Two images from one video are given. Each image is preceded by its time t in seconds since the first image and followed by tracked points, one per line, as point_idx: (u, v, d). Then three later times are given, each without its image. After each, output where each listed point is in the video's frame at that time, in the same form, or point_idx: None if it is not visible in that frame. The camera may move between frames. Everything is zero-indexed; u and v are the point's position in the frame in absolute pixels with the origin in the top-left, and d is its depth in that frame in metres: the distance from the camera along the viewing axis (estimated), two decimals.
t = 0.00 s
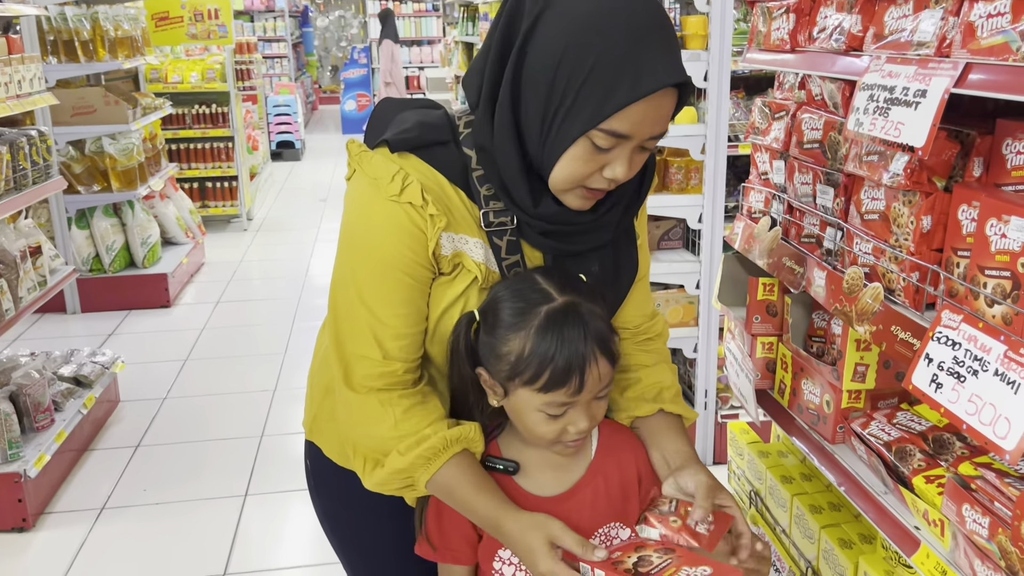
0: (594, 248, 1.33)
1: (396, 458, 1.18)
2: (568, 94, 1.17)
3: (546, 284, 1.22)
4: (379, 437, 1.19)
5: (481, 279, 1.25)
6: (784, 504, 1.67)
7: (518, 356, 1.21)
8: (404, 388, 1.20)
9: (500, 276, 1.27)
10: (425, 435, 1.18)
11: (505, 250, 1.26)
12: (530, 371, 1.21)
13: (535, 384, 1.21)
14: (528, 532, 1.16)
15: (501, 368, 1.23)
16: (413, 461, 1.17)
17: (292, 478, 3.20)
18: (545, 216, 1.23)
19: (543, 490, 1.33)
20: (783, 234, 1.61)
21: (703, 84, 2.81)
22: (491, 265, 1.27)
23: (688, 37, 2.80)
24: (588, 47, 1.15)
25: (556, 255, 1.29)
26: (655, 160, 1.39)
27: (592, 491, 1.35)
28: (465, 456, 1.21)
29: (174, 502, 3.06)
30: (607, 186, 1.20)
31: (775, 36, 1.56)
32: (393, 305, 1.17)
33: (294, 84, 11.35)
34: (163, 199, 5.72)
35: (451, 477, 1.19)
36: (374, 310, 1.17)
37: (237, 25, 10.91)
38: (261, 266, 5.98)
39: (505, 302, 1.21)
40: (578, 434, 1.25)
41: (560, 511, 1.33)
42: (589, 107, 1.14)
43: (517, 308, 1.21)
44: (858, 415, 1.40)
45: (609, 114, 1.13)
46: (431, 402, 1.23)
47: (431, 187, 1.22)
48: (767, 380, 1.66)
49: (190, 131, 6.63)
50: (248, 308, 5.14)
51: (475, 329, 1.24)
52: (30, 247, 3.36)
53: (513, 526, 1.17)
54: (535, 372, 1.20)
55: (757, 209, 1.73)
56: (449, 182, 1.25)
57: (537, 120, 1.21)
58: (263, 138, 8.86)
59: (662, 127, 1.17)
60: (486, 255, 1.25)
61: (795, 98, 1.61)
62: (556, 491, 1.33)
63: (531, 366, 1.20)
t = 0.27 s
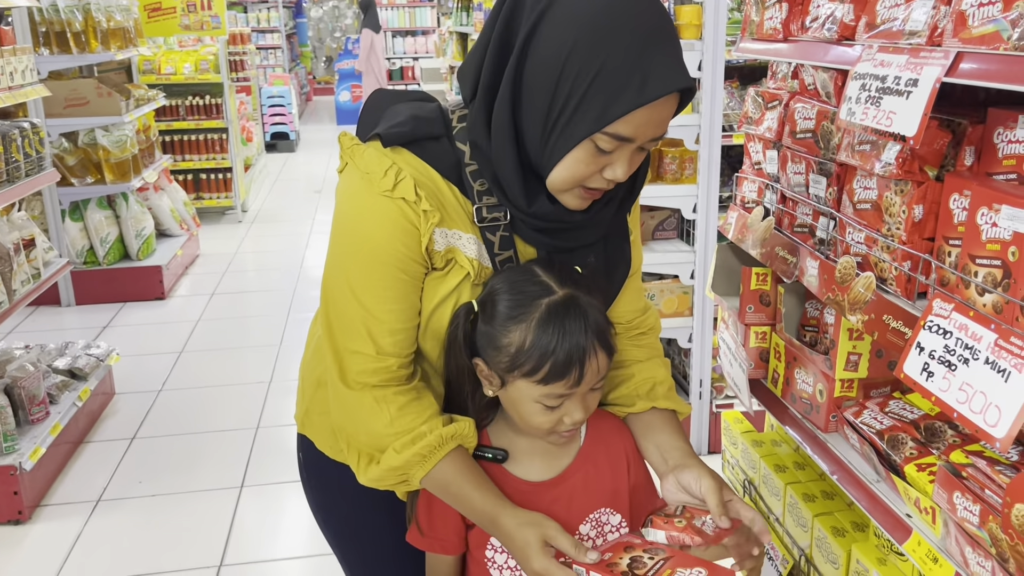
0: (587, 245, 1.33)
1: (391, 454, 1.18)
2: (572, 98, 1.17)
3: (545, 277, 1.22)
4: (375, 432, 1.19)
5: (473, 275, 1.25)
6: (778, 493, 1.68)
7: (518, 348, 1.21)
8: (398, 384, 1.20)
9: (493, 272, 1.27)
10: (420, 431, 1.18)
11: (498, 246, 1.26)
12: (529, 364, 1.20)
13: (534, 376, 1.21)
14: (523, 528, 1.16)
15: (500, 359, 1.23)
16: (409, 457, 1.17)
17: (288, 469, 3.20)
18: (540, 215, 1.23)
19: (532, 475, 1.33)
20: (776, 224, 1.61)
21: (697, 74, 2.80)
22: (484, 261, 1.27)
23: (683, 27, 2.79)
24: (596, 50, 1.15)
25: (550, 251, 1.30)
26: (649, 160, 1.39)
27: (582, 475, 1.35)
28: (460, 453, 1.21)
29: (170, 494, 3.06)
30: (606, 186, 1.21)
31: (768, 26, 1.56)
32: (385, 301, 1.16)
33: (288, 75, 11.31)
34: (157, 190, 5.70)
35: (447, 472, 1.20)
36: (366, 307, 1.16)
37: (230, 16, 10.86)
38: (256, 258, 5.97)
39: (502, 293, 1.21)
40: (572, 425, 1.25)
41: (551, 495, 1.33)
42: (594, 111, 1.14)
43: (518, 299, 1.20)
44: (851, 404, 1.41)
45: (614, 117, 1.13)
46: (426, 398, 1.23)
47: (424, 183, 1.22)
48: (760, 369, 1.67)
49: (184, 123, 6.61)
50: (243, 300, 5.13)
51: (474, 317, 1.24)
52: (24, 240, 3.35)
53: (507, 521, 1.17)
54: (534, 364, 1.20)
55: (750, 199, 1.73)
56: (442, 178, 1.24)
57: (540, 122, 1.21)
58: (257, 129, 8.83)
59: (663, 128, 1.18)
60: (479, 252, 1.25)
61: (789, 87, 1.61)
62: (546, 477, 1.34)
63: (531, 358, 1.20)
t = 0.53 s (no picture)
0: (584, 225, 1.33)
1: (391, 435, 1.18)
2: (571, 77, 1.16)
3: (550, 255, 1.22)
4: (374, 413, 1.19)
5: (470, 255, 1.24)
6: (774, 470, 1.69)
7: (523, 325, 1.20)
8: (397, 364, 1.20)
9: (490, 252, 1.27)
10: (419, 411, 1.18)
11: (495, 225, 1.26)
12: (533, 340, 1.19)
13: (538, 353, 1.20)
14: (523, 508, 1.15)
15: (503, 335, 1.22)
16: (409, 438, 1.17)
17: (285, 454, 3.20)
18: (537, 194, 1.23)
19: (527, 445, 1.33)
20: (773, 201, 1.61)
21: (693, 55, 2.79)
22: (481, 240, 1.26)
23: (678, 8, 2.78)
24: (596, 29, 1.14)
25: (547, 230, 1.29)
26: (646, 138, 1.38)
27: (575, 447, 1.35)
28: (460, 433, 1.21)
29: (168, 479, 3.06)
30: (604, 166, 1.20)
31: (764, 1, 1.55)
32: (382, 281, 1.16)
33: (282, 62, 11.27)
34: (152, 177, 5.68)
35: (447, 453, 1.19)
36: (363, 287, 1.16)
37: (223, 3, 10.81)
38: (252, 245, 5.96)
39: (506, 270, 1.21)
40: (573, 401, 1.25)
41: (547, 463, 1.33)
42: (593, 90, 1.13)
43: (524, 275, 1.20)
44: (848, 379, 1.41)
45: (613, 96, 1.12)
46: (425, 378, 1.23)
47: (420, 163, 1.21)
48: (757, 347, 1.67)
49: (178, 110, 6.57)
50: (239, 286, 5.12)
51: (476, 292, 1.23)
52: (18, 225, 3.34)
53: (506, 501, 1.16)
54: (538, 341, 1.19)
55: (747, 177, 1.73)
56: (438, 157, 1.24)
57: (539, 101, 1.20)
58: (252, 116, 8.79)
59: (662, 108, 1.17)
60: (476, 231, 1.24)
61: (785, 64, 1.60)
62: (542, 446, 1.34)
63: (535, 335, 1.19)
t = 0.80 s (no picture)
0: (576, 203, 1.31)
1: (378, 415, 1.17)
2: (563, 54, 1.14)
3: (549, 232, 1.21)
4: (363, 393, 1.18)
5: (460, 234, 1.23)
6: (769, 450, 1.68)
7: (524, 300, 1.19)
8: (385, 343, 1.19)
9: (481, 231, 1.25)
10: (408, 391, 1.17)
11: (485, 204, 1.24)
12: (534, 316, 1.19)
13: (539, 329, 1.20)
14: (511, 488, 1.14)
15: (501, 310, 1.21)
16: (398, 418, 1.16)
17: (281, 438, 3.20)
18: (528, 172, 1.21)
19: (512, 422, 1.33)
20: (767, 179, 1.60)
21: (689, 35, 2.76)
22: (471, 219, 1.25)
23: None
24: (587, 6, 1.13)
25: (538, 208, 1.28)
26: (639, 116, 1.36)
27: (561, 423, 1.35)
28: (449, 414, 1.20)
29: (163, 464, 3.06)
30: (596, 144, 1.19)
31: None
32: (370, 259, 1.15)
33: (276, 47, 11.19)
34: (145, 162, 5.65)
35: (436, 433, 1.19)
36: (350, 266, 1.15)
37: None
38: (247, 230, 5.93)
39: (502, 246, 1.20)
40: (569, 377, 1.24)
41: (533, 441, 1.33)
42: (585, 67, 1.12)
43: (523, 250, 1.19)
44: (842, 357, 1.40)
45: (604, 73, 1.11)
46: (414, 358, 1.22)
47: (408, 140, 1.19)
48: (751, 327, 1.66)
49: (170, 94, 6.54)
50: (233, 271, 5.11)
51: (472, 267, 1.22)
52: (9, 210, 3.31)
53: (495, 481, 1.15)
54: (539, 317, 1.19)
55: (741, 155, 1.72)
56: (427, 135, 1.23)
57: (530, 78, 1.18)
58: (245, 101, 8.74)
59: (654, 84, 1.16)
60: (466, 209, 1.23)
61: (780, 41, 1.59)
62: (528, 423, 1.33)
63: (536, 310, 1.19)
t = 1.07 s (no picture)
0: (566, 191, 1.30)
1: (367, 404, 1.17)
2: (552, 41, 1.14)
3: (538, 219, 1.21)
4: (351, 382, 1.18)
5: (450, 222, 1.22)
6: (762, 437, 1.69)
7: (516, 287, 1.19)
8: (374, 332, 1.18)
9: (471, 219, 1.25)
10: (397, 380, 1.17)
11: (475, 191, 1.23)
12: (525, 303, 1.18)
13: (530, 317, 1.19)
14: (498, 477, 1.14)
15: (492, 299, 1.21)
16: (387, 406, 1.16)
17: (276, 426, 3.20)
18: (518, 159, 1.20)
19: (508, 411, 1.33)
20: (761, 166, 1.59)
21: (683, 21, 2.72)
22: (461, 207, 1.24)
23: None
24: None
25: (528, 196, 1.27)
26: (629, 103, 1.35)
27: (556, 411, 1.35)
28: (438, 403, 1.20)
29: (158, 453, 3.06)
30: (587, 132, 1.18)
31: None
32: (358, 248, 1.14)
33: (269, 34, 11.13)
34: (137, 151, 5.62)
35: (425, 422, 1.18)
36: (338, 254, 1.14)
37: None
38: (241, 218, 5.91)
39: (490, 235, 1.20)
40: (562, 365, 1.24)
41: (529, 428, 1.32)
42: (574, 53, 1.11)
43: (512, 237, 1.19)
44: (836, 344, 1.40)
45: (593, 59, 1.10)
46: (404, 346, 1.21)
47: (397, 127, 1.19)
48: (745, 314, 1.66)
49: (163, 82, 6.50)
50: (228, 260, 5.09)
51: (462, 256, 1.22)
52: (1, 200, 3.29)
53: (482, 470, 1.15)
54: (531, 304, 1.18)
55: (734, 142, 1.71)
56: (415, 123, 1.22)
57: (519, 65, 1.17)
58: (238, 88, 8.69)
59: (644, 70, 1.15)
60: (456, 198, 1.22)
61: (773, 26, 1.58)
62: (524, 412, 1.33)
63: (527, 297, 1.18)
